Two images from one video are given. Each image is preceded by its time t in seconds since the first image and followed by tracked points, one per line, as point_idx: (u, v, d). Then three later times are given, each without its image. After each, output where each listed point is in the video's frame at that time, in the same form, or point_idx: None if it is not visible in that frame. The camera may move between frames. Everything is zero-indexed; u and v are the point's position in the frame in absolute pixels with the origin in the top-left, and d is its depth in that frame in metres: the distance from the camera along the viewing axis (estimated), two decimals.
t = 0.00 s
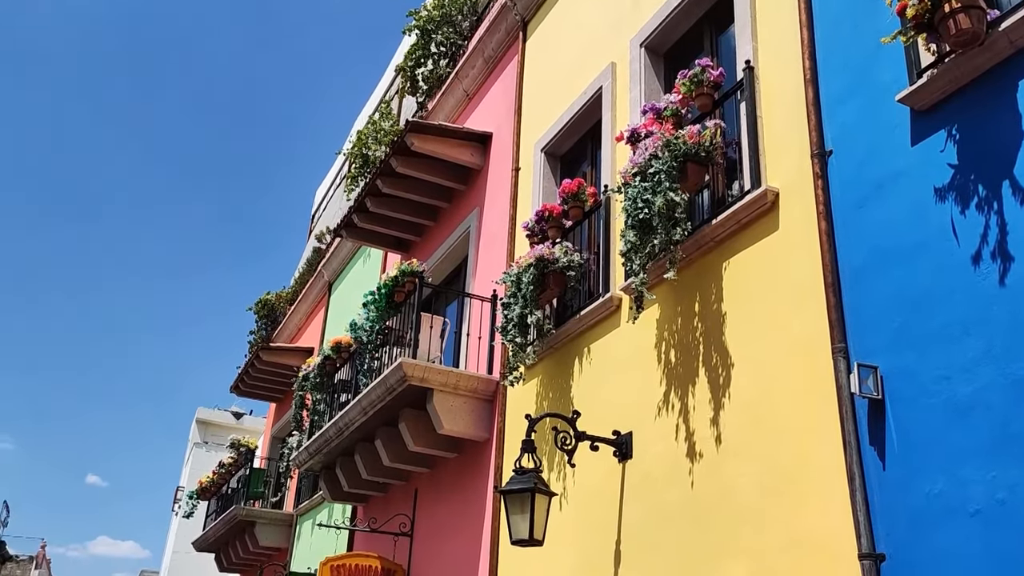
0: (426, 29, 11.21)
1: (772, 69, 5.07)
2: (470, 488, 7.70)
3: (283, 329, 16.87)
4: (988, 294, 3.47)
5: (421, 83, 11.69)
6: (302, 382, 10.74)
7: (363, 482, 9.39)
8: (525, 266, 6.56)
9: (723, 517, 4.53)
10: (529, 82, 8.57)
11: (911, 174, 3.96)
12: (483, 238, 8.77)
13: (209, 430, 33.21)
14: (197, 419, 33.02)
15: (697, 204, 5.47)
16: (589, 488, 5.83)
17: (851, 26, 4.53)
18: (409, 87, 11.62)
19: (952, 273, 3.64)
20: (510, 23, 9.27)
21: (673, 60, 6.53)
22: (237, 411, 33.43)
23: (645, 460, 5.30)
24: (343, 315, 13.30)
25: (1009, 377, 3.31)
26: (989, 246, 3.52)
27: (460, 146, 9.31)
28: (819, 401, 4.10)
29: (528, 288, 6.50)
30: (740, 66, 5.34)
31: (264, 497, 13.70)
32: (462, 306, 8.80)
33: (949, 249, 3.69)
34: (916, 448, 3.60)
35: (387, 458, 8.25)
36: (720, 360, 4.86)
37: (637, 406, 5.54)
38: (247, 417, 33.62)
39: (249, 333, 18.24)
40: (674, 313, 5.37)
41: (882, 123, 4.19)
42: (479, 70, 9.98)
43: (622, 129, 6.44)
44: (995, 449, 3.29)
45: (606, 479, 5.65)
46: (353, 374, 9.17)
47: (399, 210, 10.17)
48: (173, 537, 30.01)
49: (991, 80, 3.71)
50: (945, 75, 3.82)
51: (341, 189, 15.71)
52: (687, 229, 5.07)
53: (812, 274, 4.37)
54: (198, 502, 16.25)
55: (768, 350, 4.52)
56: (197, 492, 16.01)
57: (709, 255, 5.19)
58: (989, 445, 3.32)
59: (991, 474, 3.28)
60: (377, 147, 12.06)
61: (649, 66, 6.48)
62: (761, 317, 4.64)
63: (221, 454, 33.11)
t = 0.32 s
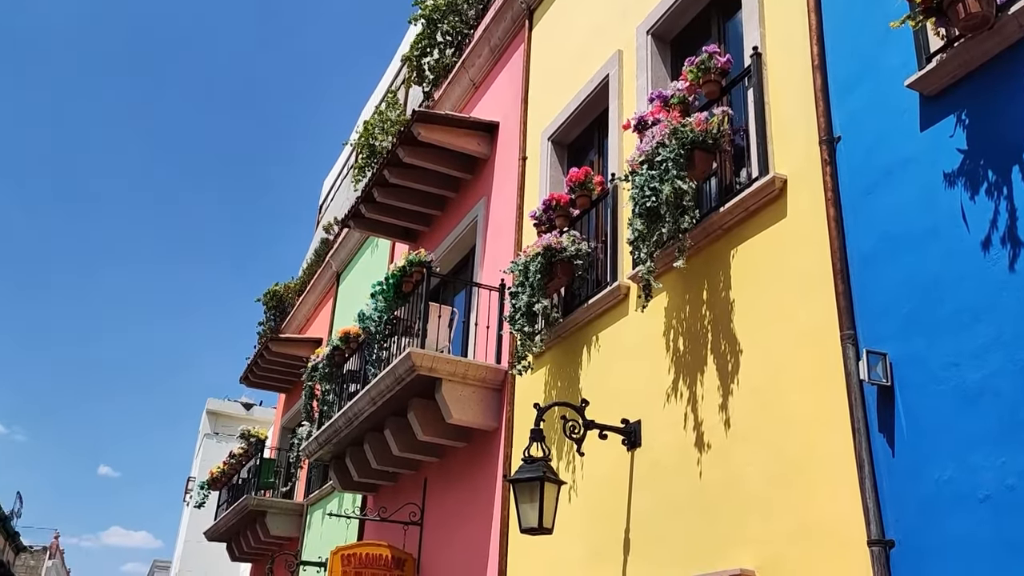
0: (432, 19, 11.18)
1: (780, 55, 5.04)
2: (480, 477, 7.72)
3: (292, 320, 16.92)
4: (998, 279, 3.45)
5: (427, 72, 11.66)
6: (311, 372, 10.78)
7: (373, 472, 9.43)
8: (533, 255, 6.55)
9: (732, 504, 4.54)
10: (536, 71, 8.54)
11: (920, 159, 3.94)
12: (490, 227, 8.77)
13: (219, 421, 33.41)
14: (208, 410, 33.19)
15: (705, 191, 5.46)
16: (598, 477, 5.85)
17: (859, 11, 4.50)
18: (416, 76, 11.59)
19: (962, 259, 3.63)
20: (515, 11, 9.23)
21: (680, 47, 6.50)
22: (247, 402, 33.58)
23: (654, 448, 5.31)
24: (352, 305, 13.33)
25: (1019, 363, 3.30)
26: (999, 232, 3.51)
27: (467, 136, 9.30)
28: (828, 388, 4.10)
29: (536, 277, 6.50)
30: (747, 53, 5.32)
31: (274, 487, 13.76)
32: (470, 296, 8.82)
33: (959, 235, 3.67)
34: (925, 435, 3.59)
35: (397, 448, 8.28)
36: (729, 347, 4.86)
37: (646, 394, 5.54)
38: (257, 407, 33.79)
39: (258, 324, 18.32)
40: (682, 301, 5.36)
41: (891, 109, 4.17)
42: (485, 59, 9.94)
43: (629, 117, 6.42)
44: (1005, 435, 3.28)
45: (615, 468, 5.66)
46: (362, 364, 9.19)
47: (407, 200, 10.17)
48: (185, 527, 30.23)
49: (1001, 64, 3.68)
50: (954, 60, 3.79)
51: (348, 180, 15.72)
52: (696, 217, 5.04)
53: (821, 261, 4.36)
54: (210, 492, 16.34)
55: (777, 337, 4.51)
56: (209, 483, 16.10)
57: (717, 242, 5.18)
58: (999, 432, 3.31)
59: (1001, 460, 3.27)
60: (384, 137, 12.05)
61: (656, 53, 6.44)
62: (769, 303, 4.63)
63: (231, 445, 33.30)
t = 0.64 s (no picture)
0: (437, 9, 11.15)
1: (786, 43, 5.01)
2: (487, 466, 7.75)
3: (299, 311, 16.96)
4: (1006, 266, 3.44)
5: (433, 63, 11.63)
6: (319, 363, 10.81)
7: (381, 462, 9.47)
8: (539, 246, 6.56)
9: (739, 492, 4.55)
10: (541, 61, 8.52)
11: (927, 146, 3.92)
12: (497, 218, 8.76)
13: (228, 412, 33.59)
14: (217, 401, 33.34)
15: (711, 180, 5.45)
16: (605, 465, 5.87)
17: None
18: (421, 67, 11.57)
19: (969, 246, 3.61)
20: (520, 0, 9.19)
21: (686, 35, 6.47)
22: (256, 393, 33.73)
23: (661, 437, 5.32)
24: (359, 296, 13.36)
25: None
26: (1007, 218, 3.49)
27: (473, 126, 9.29)
28: (835, 377, 4.10)
29: (542, 267, 6.50)
30: (753, 41, 5.30)
31: (283, 477, 13.84)
32: (477, 286, 8.84)
33: (966, 221, 3.65)
34: (932, 422, 3.59)
35: (405, 438, 8.31)
36: (736, 336, 4.85)
37: (652, 383, 5.55)
38: (265, 398, 33.94)
39: (266, 315, 18.38)
40: (688, 290, 5.36)
41: (898, 95, 4.14)
42: (490, 48, 9.92)
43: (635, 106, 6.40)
44: (1013, 423, 3.27)
45: (623, 457, 5.68)
46: (369, 355, 9.22)
47: (412, 190, 10.17)
48: (195, 517, 30.47)
49: (1009, 50, 3.65)
50: (962, 46, 3.76)
51: (354, 171, 15.72)
52: (702, 206, 5.05)
53: (828, 248, 4.35)
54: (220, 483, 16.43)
55: (784, 325, 4.51)
56: (218, 473, 16.19)
57: (723, 231, 5.17)
58: (1007, 419, 3.30)
59: (1009, 447, 3.27)
60: (390, 128, 12.04)
61: (662, 41, 6.42)
62: (776, 291, 4.62)
63: (240, 435, 33.47)
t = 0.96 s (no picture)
0: None
1: (794, 27, 4.99)
2: (496, 454, 7.77)
3: (307, 300, 16.99)
4: (1016, 250, 3.42)
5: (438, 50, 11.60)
6: (327, 352, 10.84)
7: (391, 450, 9.51)
8: (546, 233, 6.56)
9: (747, 478, 4.56)
10: (547, 48, 8.49)
11: (936, 130, 3.90)
12: (504, 205, 8.76)
13: (237, 401, 33.76)
14: (226, 391, 33.50)
15: (718, 166, 5.43)
16: (614, 452, 5.88)
17: None
18: (427, 55, 11.52)
19: (979, 230, 3.59)
20: None
21: (692, 20, 6.44)
22: (265, 382, 33.86)
23: (669, 424, 5.33)
24: (367, 284, 13.37)
25: None
26: (1016, 202, 3.47)
27: (478, 114, 9.27)
28: (844, 362, 4.09)
29: (550, 254, 6.52)
30: (761, 25, 5.27)
31: (293, 466, 13.91)
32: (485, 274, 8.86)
33: (976, 205, 3.63)
34: (941, 407, 3.59)
35: (413, 426, 8.34)
36: (744, 322, 4.85)
37: (660, 369, 5.55)
38: (274, 387, 34.09)
39: (274, 305, 18.42)
40: (696, 277, 5.35)
41: (907, 79, 4.12)
42: (496, 35, 9.89)
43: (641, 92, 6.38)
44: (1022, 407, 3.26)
45: (631, 444, 5.69)
46: (378, 343, 9.24)
47: (419, 179, 10.16)
48: (207, 506, 30.66)
49: (1018, 32, 3.62)
50: (971, 29, 3.73)
51: (361, 160, 15.71)
52: (708, 191, 5.00)
53: (836, 234, 4.34)
54: (230, 472, 16.54)
55: (792, 311, 4.50)
56: (228, 462, 16.28)
57: (731, 217, 5.16)
58: (1015, 404, 3.29)
59: (1019, 431, 3.26)
60: (396, 117, 12.02)
61: (668, 27, 6.38)
62: (784, 277, 4.62)
63: (249, 425, 33.63)
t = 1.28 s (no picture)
0: None
1: (802, 12, 4.95)
2: (505, 441, 7.79)
3: (316, 290, 17.04)
4: None
5: (445, 38, 11.56)
6: (335, 342, 10.87)
7: (400, 438, 9.55)
8: (554, 221, 6.54)
9: (757, 464, 4.56)
10: (554, 34, 8.45)
11: (946, 113, 3.87)
12: (511, 192, 8.75)
13: (247, 390, 33.94)
14: (236, 380, 33.68)
15: (726, 151, 5.42)
16: (622, 440, 5.89)
17: None
18: (433, 43, 11.48)
19: (990, 214, 3.57)
20: None
21: (700, 5, 6.40)
22: (274, 371, 34.02)
23: (678, 410, 5.33)
24: (374, 273, 13.40)
25: None
26: None
27: (485, 102, 9.26)
28: (854, 347, 4.09)
29: (557, 242, 6.49)
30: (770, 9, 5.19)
31: (303, 454, 13.99)
32: (493, 262, 8.86)
33: (987, 189, 3.61)
34: (951, 392, 3.57)
35: (423, 414, 8.37)
36: (752, 309, 4.84)
37: (668, 356, 5.55)
38: (284, 376, 34.23)
39: (283, 294, 18.48)
40: (704, 264, 5.34)
41: (917, 62, 4.08)
42: (502, 23, 9.85)
43: (649, 78, 6.35)
44: None
45: (640, 431, 5.70)
46: (386, 332, 9.27)
47: (426, 167, 10.14)
48: (218, 494, 30.88)
49: None
50: (981, 11, 3.69)
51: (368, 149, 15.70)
52: (716, 177, 5.01)
53: (845, 219, 4.33)
54: (240, 460, 16.63)
55: (800, 298, 4.50)
56: (239, 450, 16.37)
57: (739, 203, 5.15)
58: None
59: None
60: (403, 105, 12.00)
61: (675, 12, 6.34)
62: (793, 263, 4.60)
63: (260, 414, 33.80)
